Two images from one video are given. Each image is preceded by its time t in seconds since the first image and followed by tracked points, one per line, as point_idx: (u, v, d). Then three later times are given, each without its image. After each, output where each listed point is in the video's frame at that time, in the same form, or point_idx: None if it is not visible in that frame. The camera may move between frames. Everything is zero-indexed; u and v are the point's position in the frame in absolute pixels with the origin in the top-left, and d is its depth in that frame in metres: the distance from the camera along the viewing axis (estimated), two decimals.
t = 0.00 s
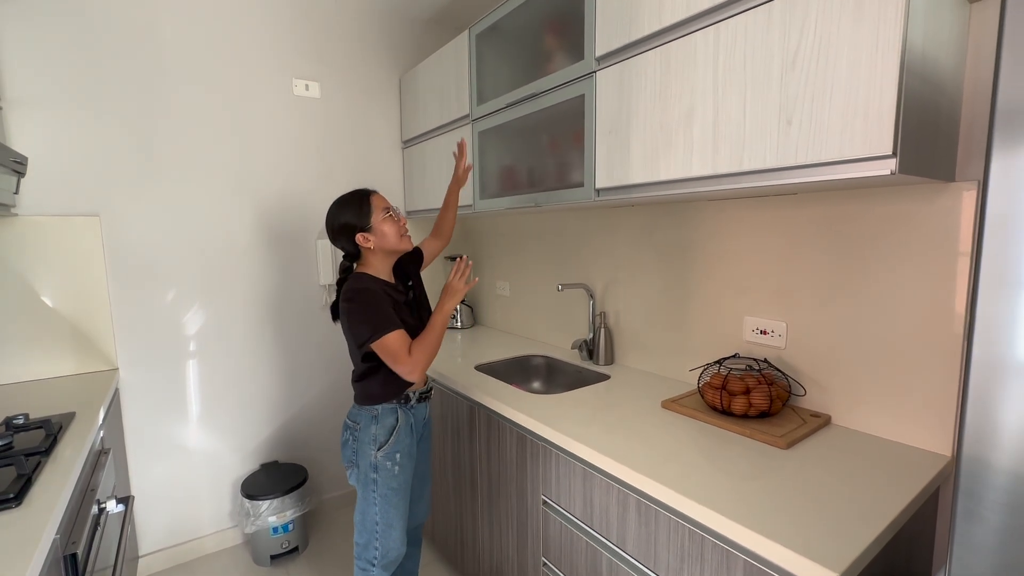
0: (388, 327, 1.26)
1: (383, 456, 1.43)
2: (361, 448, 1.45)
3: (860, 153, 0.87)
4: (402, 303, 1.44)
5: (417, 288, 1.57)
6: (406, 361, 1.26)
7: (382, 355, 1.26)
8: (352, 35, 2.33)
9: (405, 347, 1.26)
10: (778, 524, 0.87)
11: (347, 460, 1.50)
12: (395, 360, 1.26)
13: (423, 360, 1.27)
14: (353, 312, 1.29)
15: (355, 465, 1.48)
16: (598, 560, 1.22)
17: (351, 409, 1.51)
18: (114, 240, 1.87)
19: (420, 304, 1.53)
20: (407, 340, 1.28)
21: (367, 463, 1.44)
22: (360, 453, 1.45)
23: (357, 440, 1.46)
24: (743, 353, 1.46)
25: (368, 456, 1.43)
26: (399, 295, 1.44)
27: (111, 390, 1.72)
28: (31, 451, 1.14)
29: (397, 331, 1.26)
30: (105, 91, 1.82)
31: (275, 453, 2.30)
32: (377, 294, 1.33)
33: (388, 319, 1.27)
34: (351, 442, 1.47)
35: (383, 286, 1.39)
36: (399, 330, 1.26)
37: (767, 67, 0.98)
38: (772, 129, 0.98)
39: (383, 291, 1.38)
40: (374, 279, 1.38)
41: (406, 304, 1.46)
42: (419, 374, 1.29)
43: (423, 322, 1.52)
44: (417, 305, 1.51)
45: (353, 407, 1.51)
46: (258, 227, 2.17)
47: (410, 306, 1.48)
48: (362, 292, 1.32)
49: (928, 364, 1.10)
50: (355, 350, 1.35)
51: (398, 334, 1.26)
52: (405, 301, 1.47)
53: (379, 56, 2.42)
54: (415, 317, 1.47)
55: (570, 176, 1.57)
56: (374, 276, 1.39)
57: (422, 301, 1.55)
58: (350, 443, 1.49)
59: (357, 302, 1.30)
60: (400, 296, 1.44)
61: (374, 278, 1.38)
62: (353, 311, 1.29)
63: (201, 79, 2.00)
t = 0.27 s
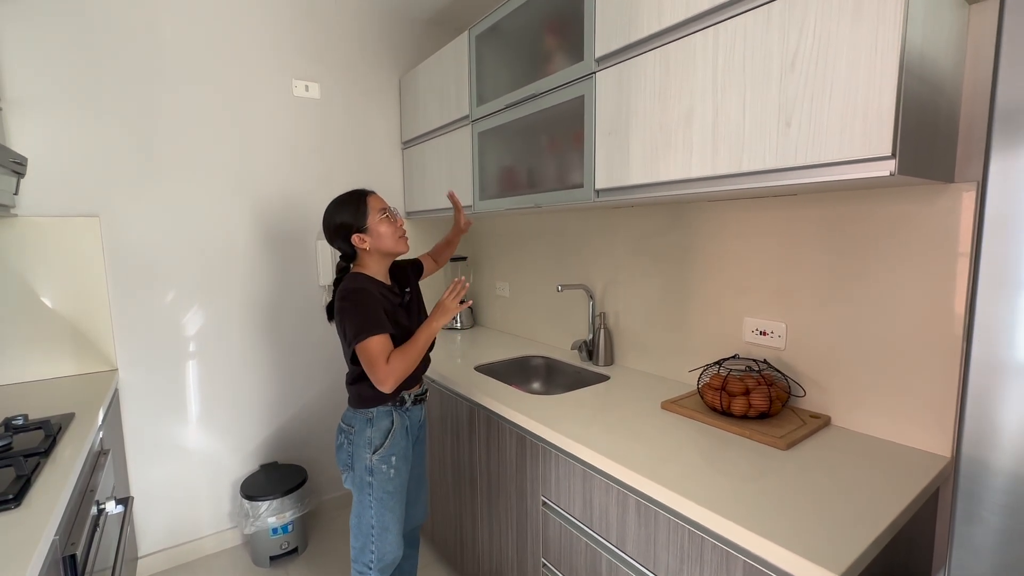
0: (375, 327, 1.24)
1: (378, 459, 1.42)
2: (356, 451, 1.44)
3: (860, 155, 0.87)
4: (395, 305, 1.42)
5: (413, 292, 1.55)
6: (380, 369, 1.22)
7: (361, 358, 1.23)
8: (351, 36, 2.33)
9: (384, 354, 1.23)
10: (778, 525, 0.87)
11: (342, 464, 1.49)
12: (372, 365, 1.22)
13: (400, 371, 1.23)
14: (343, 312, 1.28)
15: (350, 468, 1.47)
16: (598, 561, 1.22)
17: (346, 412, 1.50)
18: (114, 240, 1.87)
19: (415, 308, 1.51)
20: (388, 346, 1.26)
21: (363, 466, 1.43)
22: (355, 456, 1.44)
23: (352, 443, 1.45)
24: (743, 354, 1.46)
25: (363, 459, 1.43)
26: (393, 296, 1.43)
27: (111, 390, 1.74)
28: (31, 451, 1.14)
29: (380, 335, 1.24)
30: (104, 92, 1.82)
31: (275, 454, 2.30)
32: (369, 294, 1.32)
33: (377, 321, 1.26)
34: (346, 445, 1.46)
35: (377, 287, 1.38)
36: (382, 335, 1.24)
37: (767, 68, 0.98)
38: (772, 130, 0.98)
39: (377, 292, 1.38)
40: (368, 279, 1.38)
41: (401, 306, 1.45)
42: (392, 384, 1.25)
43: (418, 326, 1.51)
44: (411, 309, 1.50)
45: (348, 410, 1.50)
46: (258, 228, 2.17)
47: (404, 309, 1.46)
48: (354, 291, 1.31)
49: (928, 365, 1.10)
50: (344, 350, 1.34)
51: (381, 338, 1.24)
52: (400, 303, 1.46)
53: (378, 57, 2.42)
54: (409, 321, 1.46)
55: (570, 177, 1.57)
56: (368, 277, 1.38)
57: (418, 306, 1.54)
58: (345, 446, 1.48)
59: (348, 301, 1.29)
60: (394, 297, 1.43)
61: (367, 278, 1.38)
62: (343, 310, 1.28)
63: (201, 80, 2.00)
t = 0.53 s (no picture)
0: (369, 332, 1.24)
1: (374, 462, 1.42)
2: (352, 454, 1.44)
3: (860, 155, 0.87)
4: (390, 307, 1.42)
5: (408, 293, 1.54)
6: (375, 376, 1.22)
7: (355, 365, 1.23)
8: (352, 36, 2.33)
9: (379, 361, 1.23)
10: (779, 526, 0.87)
11: (339, 466, 1.49)
12: (367, 372, 1.22)
13: (395, 378, 1.23)
14: (337, 315, 1.27)
15: (346, 471, 1.47)
16: (597, 562, 1.22)
17: (342, 414, 1.49)
18: (114, 241, 1.88)
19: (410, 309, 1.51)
20: (383, 352, 1.25)
21: (358, 469, 1.43)
22: (351, 459, 1.44)
23: (348, 446, 1.45)
24: (742, 355, 1.46)
25: (359, 462, 1.42)
26: (387, 298, 1.42)
27: (111, 391, 1.74)
28: (31, 452, 1.14)
29: (375, 341, 1.23)
30: (105, 92, 1.82)
31: (275, 454, 2.30)
32: (362, 296, 1.32)
33: (371, 325, 1.25)
34: (341, 448, 1.46)
35: (370, 289, 1.38)
36: (376, 342, 1.24)
37: (767, 68, 0.98)
38: (772, 131, 0.98)
39: (371, 294, 1.37)
40: (362, 281, 1.37)
41: (395, 307, 1.44)
42: (388, 390, 1.25)
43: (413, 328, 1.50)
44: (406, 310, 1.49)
45: (343, 412, 1.49)
46: (258, 228, 2.17)
47: (399, 311, 1.46)
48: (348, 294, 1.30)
49: (928, 366, 1.10)
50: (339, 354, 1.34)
51: (376, 344, 1.23)
52: (395, 304, 1.45)
53: (379, 57, 2.42)
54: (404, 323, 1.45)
55: (570, 177, 1.57)
56: (362, 279, 1.37)
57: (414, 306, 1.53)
58: (340, 449, 1.48)
59: (342, 304, 1.28)
60: (389, 299, 1.42)
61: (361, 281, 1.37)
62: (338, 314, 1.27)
63: (202, 80, 2.00)
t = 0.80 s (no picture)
0: (356, 336, 1.23)
1: (369, 465, 1.41)
2: (347, 457, 1.43)
3: (861, 155, 0.87)
4: (385, 308, 1.39)
5: (406, 294, 1.52)
6: (357, 383, 1.22)
7: (339, 370, 1.23)
8: (352, 36, 2.33)
9: (362, 367, 1.23)
10: (780, 527, 0.87)
11: (335, 469, 1.48)
12: (349, 377, 1.22)
13: (377, 385, 1.24)
14: (326, 318, 1.27)
15: (342, 474, 1.47)
16: (598, 563, 1.22)
17: (338, 417, 1.49)
18: (115, 241, 1.88)
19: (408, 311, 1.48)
20: (368, 359, 1.26)
21: (353, 472, 1.43)
22: (346, 462, 1.43)
23: (343, 449, 1.44)
24: (743, 355, 1.46)
25: (354, 466, 1.42)
26: (383, 299, 1.40)
27: (111, 391, 1.73)
28: (31, 452, 1.14)
29: (360, 347, 1.23)
30: (106, 92, 1.82)
31: (275, 455, 2.30)
32: (354, 297, 1.31)
33: (360, 329, 1.25)
34: (337, 451, 1.45)
35: (365, 290, 1.36)
36: (361, 348, 1.23)
37: (768, 69, 0.98)
38: (773, 131, 0.98)
39: (364, 296, 1.35)
40: (356, 283, 1.35)
41: (391, 309, 1.42)
42: (370, 396, 1.25)
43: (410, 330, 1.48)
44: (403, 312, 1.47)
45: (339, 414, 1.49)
46: (258, 228, 2.17)
47: (395, 312, 1.44)
48: (339, 296, 1.30)
49: (929, 366, 1.10)
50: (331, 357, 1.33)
51: (361, 349, 1.23)
52: (391, 306, 1.43)
53: (379, 58, 2.42)
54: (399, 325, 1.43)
55: (570, 178, 1.57)
56: (357, 280, 1.35)
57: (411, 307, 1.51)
58: (336, 451, 1.47)
59: (332, 306, 1.28)
60: (384, 301, 1.40)
61: (356, 282, 1.35)
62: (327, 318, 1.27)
63: (202, 81, 2.00)
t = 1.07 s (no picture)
0: (348, 339, 1.22)
1: (362, 469, 1.40)
2: (341, 460, 1.42)
3: (864, 155, 0.86)
4: (379, 310, 1.38)
5: (402, 296, 1.51)
6: (347, 387, 1.20)
7: (330, 374, 1.22)
8: (353, 37, 2.34)
9: (353, 370, 1.22)
10: (782, 528, 0.86)
11: (330, 471, 1.47)
12: (339, 381, 1.21)
13: (367, 390, 1.21)
14: (319, 321, 1.26)
15: (337, 476, 1.46)
16: (599, 564, 1.22)
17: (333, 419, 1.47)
18: (116, 241, 1.88)
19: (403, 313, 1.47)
20: (361, 363, 1.24)
21: (347, 475, 1.41)
22: (340, 465, 1.42)
23: (337, 451, 1.43)
24: (745, 356, 1.46)
25: (347, 469, 1.40)
26: (378, 301, 1.39)
27: (111, 391, 1.73)
28: (31, 452, 1.13)
29: (352, 350, 1.22)
30: (107, 92, 1.83)
31: (275, 455, 2.29)
32: (346, 299, 1.30)
33: (351, 332, 1.23)
34: (331, 453, 1.44)
35: (361, 293, 1.35)
36: (353, 351, 1.22)
37: (769, 68, 0.98)
38: (775, 131, 0.98)
39: (358, 298, 1.34)
40: (350, 285, 1.35)
41: (386, 311, 1.41)
42: (360, 401, 1.23)
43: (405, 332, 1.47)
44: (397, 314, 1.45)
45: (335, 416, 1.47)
46: (259, 229, 2.17)
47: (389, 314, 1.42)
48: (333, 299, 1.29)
49: (931, 367, 1.09)
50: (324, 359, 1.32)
51: (353, 353, 1.22)
52: (385, 307, 1.42)
53: (380, 58, 2.42)
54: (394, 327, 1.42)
55: (571, 178, 1.57)
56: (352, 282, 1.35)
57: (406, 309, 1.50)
58: (331, 453, 1.46)
59: (325, 309, 1.27)
60: (379, 302, 1.39)
61: (351, 284, 1.34)
62: (320, 321, 1.26)
63: (204, 81, 2.00)
